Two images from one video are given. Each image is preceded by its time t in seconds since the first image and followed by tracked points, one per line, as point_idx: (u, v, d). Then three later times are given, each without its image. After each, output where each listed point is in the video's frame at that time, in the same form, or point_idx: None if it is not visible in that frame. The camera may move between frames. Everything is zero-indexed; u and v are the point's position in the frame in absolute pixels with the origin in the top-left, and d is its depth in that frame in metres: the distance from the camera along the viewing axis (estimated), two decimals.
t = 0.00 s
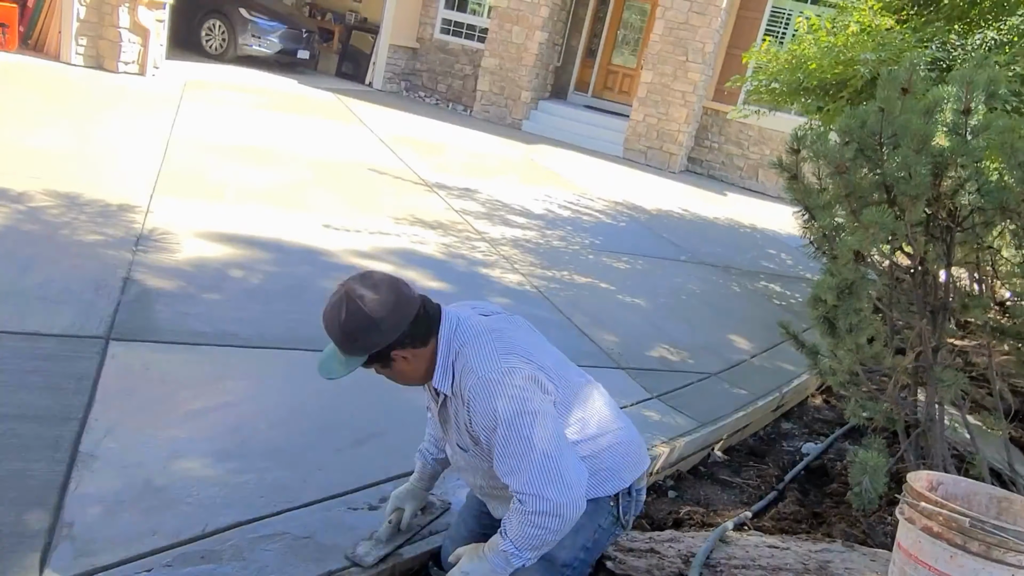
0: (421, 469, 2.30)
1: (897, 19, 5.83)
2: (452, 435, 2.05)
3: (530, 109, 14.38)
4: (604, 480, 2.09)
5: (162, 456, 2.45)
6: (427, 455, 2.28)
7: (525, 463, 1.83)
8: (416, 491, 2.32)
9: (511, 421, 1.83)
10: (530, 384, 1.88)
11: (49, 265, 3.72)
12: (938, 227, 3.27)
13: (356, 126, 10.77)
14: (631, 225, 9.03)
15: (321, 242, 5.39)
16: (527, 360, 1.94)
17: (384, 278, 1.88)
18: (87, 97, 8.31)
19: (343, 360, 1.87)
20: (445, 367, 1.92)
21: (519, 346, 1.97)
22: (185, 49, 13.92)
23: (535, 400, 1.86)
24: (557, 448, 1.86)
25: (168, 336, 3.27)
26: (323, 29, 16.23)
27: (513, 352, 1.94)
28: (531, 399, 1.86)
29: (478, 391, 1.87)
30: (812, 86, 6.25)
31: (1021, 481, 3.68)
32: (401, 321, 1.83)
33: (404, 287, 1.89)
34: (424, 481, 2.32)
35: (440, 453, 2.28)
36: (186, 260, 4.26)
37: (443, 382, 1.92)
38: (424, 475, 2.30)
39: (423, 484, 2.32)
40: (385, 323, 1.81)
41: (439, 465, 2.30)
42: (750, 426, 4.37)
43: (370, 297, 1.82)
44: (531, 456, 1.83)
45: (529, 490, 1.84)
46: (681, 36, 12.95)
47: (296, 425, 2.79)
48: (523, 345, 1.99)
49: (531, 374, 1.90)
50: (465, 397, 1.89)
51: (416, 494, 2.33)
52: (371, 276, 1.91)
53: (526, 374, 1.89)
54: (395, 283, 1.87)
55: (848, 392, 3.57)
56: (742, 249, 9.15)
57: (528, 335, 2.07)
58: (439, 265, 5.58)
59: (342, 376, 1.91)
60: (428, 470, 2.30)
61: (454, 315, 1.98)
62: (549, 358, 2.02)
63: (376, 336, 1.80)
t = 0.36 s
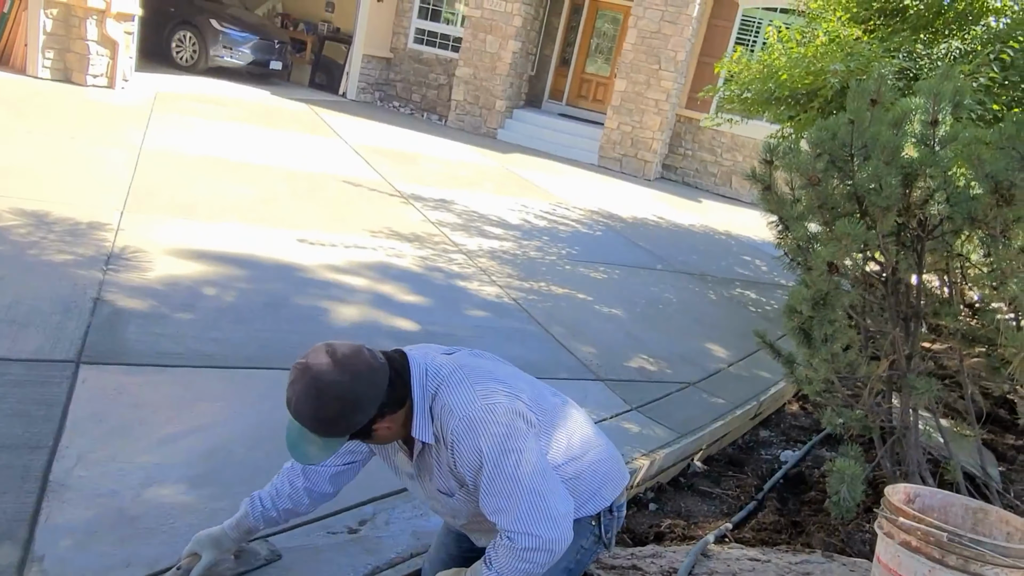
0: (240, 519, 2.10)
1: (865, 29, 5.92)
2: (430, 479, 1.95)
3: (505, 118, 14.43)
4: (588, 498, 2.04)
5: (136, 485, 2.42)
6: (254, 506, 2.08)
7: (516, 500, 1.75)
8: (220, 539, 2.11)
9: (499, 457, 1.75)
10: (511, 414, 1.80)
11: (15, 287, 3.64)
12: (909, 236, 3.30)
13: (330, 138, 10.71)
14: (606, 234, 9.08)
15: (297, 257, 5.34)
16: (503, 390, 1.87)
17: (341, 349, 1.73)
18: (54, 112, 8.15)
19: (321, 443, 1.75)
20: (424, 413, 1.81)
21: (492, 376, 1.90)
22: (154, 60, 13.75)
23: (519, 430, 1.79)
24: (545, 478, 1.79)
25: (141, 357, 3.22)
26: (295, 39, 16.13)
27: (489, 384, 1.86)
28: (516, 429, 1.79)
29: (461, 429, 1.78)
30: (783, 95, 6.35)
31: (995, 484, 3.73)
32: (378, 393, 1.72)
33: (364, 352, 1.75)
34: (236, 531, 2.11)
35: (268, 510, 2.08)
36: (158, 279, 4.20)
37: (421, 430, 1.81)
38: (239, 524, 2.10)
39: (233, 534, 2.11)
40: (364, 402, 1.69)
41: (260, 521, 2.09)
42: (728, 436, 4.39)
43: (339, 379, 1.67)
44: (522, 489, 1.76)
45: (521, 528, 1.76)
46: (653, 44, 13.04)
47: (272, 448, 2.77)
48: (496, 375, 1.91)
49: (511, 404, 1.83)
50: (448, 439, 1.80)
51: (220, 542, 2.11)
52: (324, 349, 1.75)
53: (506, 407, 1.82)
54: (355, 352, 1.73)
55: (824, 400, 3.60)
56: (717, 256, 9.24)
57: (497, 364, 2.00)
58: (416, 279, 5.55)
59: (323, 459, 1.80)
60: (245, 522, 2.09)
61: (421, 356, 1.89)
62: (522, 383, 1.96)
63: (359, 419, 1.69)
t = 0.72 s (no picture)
0: (298, 540, 2.20)
1: (843, 43, 6.00)
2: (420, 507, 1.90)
3: (489, 132, 14.47)
4: (581, 525, 1.96)
5: (118, 516, 2.39)
6: (308, 525, 2.19)
7: (505, 534, 1.67)
8: (284, 563, 2.22)
9: (485, 487, 1.69)
10: (499, 440, 1.74)
11: None
12: (890, 249, 3.33)
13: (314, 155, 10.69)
14: (593, 247, 9.10)
15: (282, 277, 5.32)
16: (490, 415, 1.81)
17: (329, 370, 1.68)
18: (34, 132, 8.08)
19: (300, 464, 1.70)
20: (412, 443, 1.77)
21: (479, 402, 1.85)
22: (136, 78, 13.68)
23: (506, 456, 1.72)
24: (536, 510, 1.72)
25: (122, 384, 3.18)
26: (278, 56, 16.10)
27: (475, 410, 1.81)
28: (502, 456, 1.72)
29: (448, 457, 1.72)
30: (764, 109, 6.41)
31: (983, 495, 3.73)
32: (364, 418, 1.66)
33: (352, 374, 1.70)
34: (295, 552, 2.21)
35: (322, 525, 2.19)
36: (140, 303, 4.16)
37: (410, 460, 1.76)
38: (298, 545, 2.20)
39: (294, 555, 2.21)
40: (348, 427, 1.63)
41: (318, 536, 2.20)
42: (717, 450, 4.39)
43: (324, 401, 1.62)
44: (511, 520, 1.68)
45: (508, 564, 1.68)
46: (635, 58, 13.13)
47: (257, 476, 2.75)
48: (484, 401, 1.87)
49: (498, 430, 1.77)
50: (437, 468, 1.75)
51: (284, 565, 2.22)
52: (312, 368, 1.70)
53: (496, 435, 1.75)
54: (343, 374, 1.68)
55: (810, 413, 3.61)
56: (702, 268, 9.28)
57: (486, 389, 1.95)
58: (401, 297, 5.53)
59: (303, 480, 1.75)
60: (304, 541, 2.20)
61: (408, 382, 1.85)
62: (510, 408, 1.91)
63: (342, 443, 1.63)
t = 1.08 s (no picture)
0: None
1: (831, 60, 6.06)
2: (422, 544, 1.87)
3: (481, 150, 14.54)
4: (581, 558, 1.94)
5: (111, 552, 2.37)
6: None
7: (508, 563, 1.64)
8: None
9: (488, 517, 1.66)
10: (499, 469, 1.73)
11: None
12: (881, 268, 3.34)
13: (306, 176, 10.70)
14: (585, 265, 9.12)
15: (275, 301, 5.31)
16: (489, 446, 1.81)
17: (329, 406, 1.68)
18: (26, 158, 8.06)
19: (299, 500, 1.68)
20: (413, 476, 1.75)
21: (477, 434, 1.84)
22: (127, 101, 13.71)
23: (507, 484, 1.71)
24: (538, 538, 1.69)
25: (115, 415, 3.16)
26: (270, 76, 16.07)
27: (474, 441, 1.80)
28: (503, 485, 1.70)
29: (451, 488, 1.71)
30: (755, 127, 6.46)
31: (979, 513, 3.72)
32: (363, 455, 1.65)
33: (351, 411, 1.70)
34: None
35: None
36: (133, 331, 4.14)
37: (411, 494, 1.75)
38: None
39: None
40: (347, 463, 1.62)
41: None
42: (713, 470, 4.38)
43: (323, 438, 1.62)
44: (514, 549, 1.65)
45: None
46: (625, 75, 13.20)
47: (250, 507, 2.73)
48: (482, 433, 1.86)
49: (497, 460, 1.76)
50: (440, 501, 1.73)
51: None
52: (312, 404, 1.70)
53: (496, 465, 1.74)
54: (342, 410, 1.68)
55: (805, 433, 3.62)
56: (695, 284, 9.30)
57: (484, 422, 1.95)
58: (395, 319, 5.53)
59: (301, 518, 1.73)
60: None
61: (407, 418, 1.85)
62: (508, 438, 1.90)
63: (341, 480, 1.62)
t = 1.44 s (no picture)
0: None
1: (818, 77, 6.12)
2: None
3: (473, 167, 14.61)
4: None
5: None
6: None
7: None
8: None
9: (488, 553, 1.64)
10: (497, 504, 1.72)
11: None
12: (873, 284, 3.35)
13: (298, 195, 10.70)
14: (578, 281, 9.13)
15: (267, 324, 5.29)
16: (485, 479, 1.80)
17: (325, 440, 1.67)
18: (16, 182, 8.03)
19: (295, 537, 1.67)
20: (412, 513, 1.73)
21: (474, 466, 1.83)
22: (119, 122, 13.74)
23: (505, 519, 1.69)
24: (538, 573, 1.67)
25: (107, 444, 3.14)
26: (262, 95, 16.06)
27: (471, 474, 1.80)
28: (501, 519, 1.70)
29: (449, 525, 1.68)
30: (744, 144, 6.51)
31: (976, 529, 3.71)
32: (359, 490, 1.64)
33: (348, 444, 1.69)
34: None
35: None
36: (124, 357, 4.11)
37: (410, 530, 1.72)
38: None
39: None
40: (343, 499, 1.61)
41: None
42: (710, 488, 4.36)
43: (319, 473, 1.61)
44: None
45: None
46: (615, 91, 13.26)
47: (245, 536, 2.71)
48: (479, 465, 1.85)
49: (495, 494, 1.75)
50: (439, 538, 1.70)
51: None
52: (309, 437, 1.70)
53: (494, 499, 1.73)
54: (340, 444, 1.67)
55: (801, 450, 3.62)
56: (688, 299, 9.31)
57: (480, 454, 1.94)
58: (389, 340, 5.52)
59: (295, 554, 1.71)
60: None
61: (403, 452, 1.83)
62: (504, 470, 1.89)
63: (335, 517, 1.61)
